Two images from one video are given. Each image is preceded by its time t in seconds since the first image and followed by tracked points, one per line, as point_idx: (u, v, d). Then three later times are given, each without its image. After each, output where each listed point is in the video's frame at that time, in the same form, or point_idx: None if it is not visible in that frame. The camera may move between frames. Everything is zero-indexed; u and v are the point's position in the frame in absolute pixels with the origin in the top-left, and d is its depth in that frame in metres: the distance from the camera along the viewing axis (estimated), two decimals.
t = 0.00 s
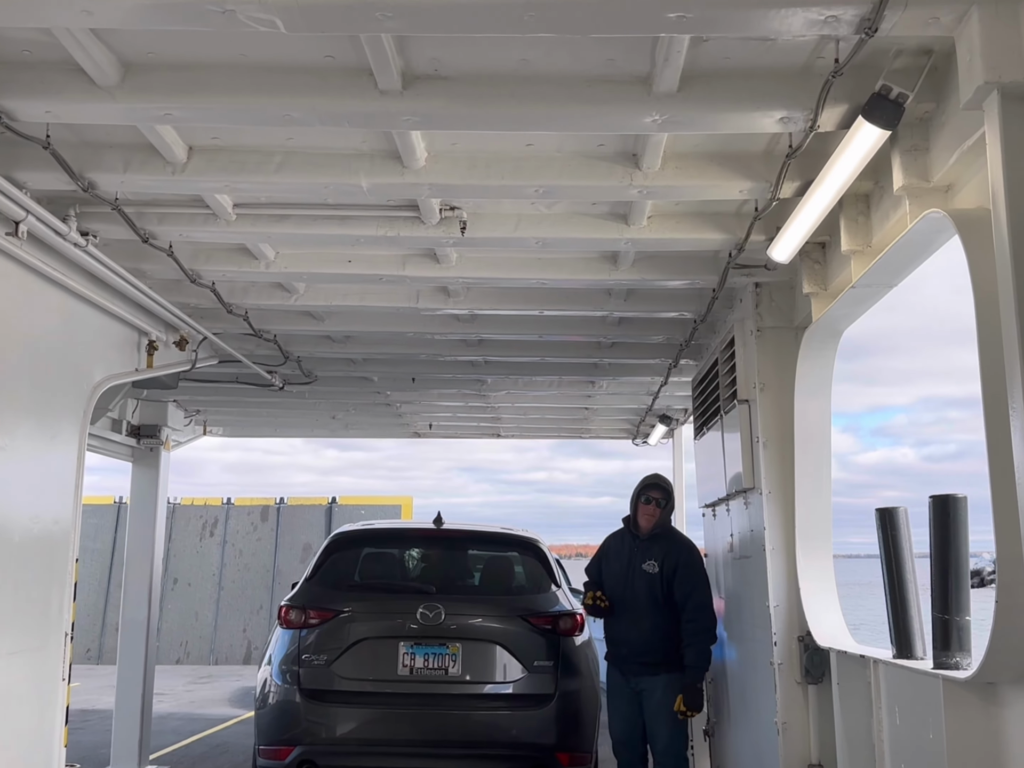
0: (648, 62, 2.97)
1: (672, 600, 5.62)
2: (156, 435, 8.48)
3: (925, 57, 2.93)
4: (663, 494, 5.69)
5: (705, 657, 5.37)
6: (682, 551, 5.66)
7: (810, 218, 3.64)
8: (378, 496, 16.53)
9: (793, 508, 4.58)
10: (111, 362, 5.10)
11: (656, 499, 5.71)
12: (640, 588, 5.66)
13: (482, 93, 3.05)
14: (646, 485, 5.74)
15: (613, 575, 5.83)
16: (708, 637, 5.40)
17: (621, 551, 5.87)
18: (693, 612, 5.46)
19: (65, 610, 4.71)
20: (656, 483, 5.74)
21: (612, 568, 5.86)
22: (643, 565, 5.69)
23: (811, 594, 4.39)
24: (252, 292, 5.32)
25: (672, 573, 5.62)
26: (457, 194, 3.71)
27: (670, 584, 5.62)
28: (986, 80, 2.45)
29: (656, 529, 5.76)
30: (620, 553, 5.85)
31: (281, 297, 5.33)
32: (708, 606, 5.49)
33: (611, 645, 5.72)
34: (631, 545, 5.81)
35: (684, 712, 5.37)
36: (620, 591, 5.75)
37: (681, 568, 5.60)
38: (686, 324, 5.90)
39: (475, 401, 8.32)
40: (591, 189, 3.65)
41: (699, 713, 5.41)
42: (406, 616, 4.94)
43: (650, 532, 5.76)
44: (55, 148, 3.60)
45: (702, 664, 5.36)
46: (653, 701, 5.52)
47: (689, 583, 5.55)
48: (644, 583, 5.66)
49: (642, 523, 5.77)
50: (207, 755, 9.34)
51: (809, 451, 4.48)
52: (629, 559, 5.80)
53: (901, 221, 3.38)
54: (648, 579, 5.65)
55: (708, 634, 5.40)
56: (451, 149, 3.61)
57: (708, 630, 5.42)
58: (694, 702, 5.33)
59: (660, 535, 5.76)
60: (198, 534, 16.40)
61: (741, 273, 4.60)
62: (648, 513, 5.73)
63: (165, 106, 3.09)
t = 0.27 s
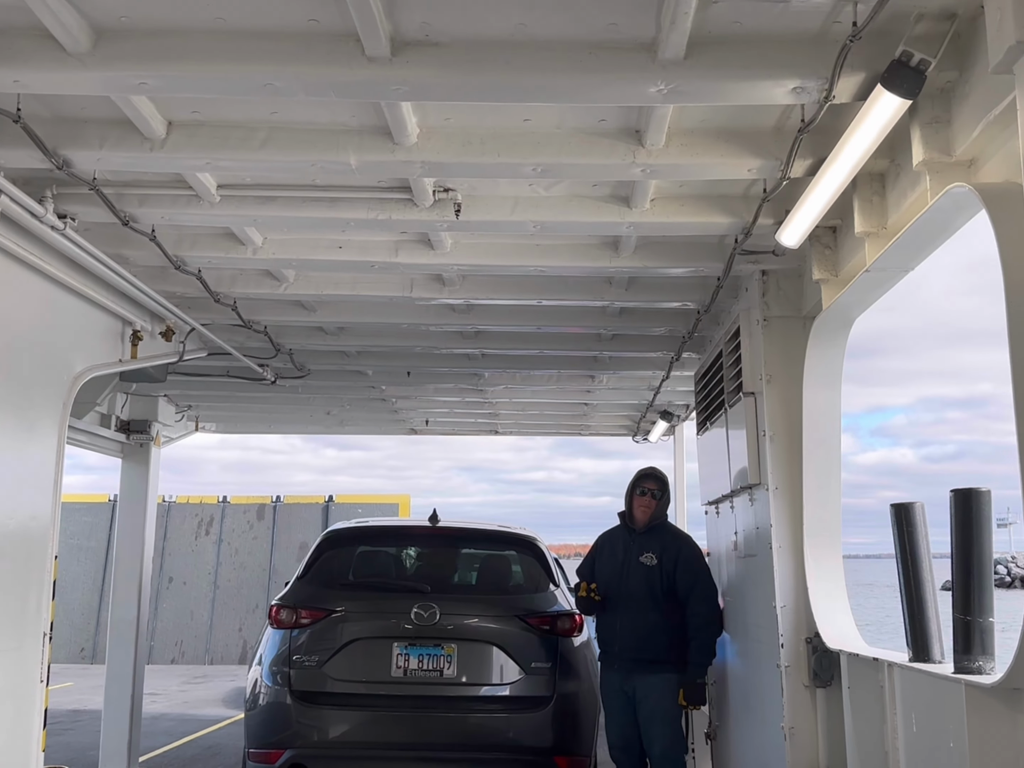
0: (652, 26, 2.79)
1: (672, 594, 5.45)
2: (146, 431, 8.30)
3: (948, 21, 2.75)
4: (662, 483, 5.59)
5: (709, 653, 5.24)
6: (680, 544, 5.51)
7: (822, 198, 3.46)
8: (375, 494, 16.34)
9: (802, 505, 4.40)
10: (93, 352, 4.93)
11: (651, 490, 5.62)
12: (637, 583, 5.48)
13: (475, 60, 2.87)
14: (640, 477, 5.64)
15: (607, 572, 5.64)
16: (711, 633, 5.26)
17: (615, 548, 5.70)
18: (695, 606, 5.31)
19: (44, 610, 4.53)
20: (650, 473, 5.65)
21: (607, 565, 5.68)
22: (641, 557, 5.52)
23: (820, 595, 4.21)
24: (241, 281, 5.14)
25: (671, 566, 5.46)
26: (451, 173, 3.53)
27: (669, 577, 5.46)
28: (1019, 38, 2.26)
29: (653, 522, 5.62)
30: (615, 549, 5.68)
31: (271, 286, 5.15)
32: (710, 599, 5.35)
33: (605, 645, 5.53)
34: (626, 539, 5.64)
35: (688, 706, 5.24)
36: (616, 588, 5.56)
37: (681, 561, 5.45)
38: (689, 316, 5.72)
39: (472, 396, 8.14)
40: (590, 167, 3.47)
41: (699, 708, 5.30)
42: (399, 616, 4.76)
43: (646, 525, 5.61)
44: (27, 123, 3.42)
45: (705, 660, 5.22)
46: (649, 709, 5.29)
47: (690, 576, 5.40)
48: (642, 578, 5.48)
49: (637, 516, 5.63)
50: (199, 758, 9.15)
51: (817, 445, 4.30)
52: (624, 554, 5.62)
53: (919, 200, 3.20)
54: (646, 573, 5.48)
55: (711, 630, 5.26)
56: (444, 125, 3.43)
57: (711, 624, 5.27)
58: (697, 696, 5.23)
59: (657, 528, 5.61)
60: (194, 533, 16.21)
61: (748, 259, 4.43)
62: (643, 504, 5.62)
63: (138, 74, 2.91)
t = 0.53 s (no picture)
0: None
1: (672, 593, 5.30)
2: (138, 426, 8.14)
3: None
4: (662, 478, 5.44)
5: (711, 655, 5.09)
6: (680, 541, 5.36)
7: (835, 180, 3.31)
8: (373, 492, 16.18)
9: (810, 501, 4.25)
10: (78, 342, 4.77)
11: (649, 486, 5.48)
12: (637, 581, 5.32)
13: (471, 29, 2.72)
14: (637, 473, 5.51)
15: (604, 570, 5.48)
16: (712, 633, 5.12)
17: (612, 546, 5.54)
18: (696, 606, 5.17)
19: (25, 610, 4.36)
20: (646, 470, 5.52)
21: (604, 563, 5.51)
22: (640, 554, 5.37)
23: (829, 593, 4.06)
24: (230, 269, 4.98)
25: (672, 564, 5.31)
26: (446, 152, 3.37)
27: (669, 575, 5.30)
28: None
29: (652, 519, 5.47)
30: (613, 547, 5.51)
31: (262, 275, 4.99)
32: (711, 598, 5.21)
33: (603, 645, 5.36)
34: (624, 537, 5.48)
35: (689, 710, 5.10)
36: (614, 586, 5.39)
37: (681, 559, 5.30)
38: (692, 308, 5.56)
39: (470, 391, 7.98)
40: (592, 146, 3.31)
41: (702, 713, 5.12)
42: (395, 615, 4.61)
43: (645, 522, 5.47)
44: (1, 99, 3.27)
45: (707, 662, 5.07)
46: (651, 712, 5.14)
47: (690, 574, 5.25)
48: (642, 576, 5.32)
49: (635, 513, 5.50)
50: (193, 758, 8.99)
51: (826, 439, 4.16)
52: (622, 552, 5.46)
53: (939, 178, 3.05)
54: (645, 571, 5.32)
55: (712, 630, 5.12)
56: (438, 101, 3.27)
57: (712, 625, 5.13)
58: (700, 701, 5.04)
59: (655, 525, 5.46)
60: (190, 531, 16.03)
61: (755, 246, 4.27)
62: (642, 501, 5.49)
63: (114, 43, 2.75)
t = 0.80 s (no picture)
0: None
1: (675, 592, 5.15)
2: (131, 421, 7.99)
3: None
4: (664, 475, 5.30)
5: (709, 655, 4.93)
6: (684, 539, 5.22)
7: (847, 161, 3.16)
8: (373, 490, 16.04)
9: (818, 497, 4.10)
10: (62, 334, 4.62)
11: (650, 482, 5.34)
12: (639, 580, 5.17)
13: None
14: (638, 469, 5.36)
15: (606, 568, 5.33)
16: (712, 633, 4.96)
17: (614, 543, 5.39)
18: (697, 605, 5.02)
19: (6, 613, 4.16)
20: (647, 465, 5.37)
21: (606, 561, 5.37)
22: (642, 552, 5.22)
23: (838, 593, 3.92)
24: (220, 259, 4.83)
25: (675, 562, 5.16)
26: (441, 133, 3.22)
27: (672, 574, 5.16)
28: None
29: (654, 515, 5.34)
30: (614, 544, 5.37)
31: (253, 265, 4.84)
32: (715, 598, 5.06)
33: (604, 645, 5.22)
34: (626, 535, 5.34)
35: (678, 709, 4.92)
36: (615, 585, 5.24)
37: (685, 557, 5.16)
38: (697, 299, 5.41)
39: (469, 386, 7.83)
40: (593, 126, 3.16)
41: (698, 713, 4.96)
42: (391, 615, 4.47)
43: (647, 519, 5.32)
44: None
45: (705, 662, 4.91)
46: (651, 713, 5.00)
47: (693, 573, 5.10)
48: (644, 575, 5.18)
49: (637, 509, 5.36)
50: (187, 760, 8.86)
51: (836, 433, 4.01)
52: (624, 550, 5.32)
53: (958, 158, 2.91)
54: (648, 569, 5.18)
55: (712, 630, 4.97)
56: (432, 79, 3.12)
57: (713, 624, 4.98)
58: (694, 701, 4.88)
59: (658, 522, 5.32)
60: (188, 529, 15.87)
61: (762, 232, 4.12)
62: (644, 497, 5.35)
63: (89, 13, 2.60)
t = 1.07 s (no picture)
0: None
1: (680, 592, 5.00)
2: (126, 417, 7.86)
3: None
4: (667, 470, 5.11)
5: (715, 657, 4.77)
6: (690, 537, 5.07)
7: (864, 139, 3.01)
8: (374, 487, 15.89)
9: (830, 492, 3.95)
10: (47, 324, 4.47)
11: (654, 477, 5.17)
12: (644, 579, 5.02)
13: None
14: (642, 464, 5.19)
15: (609, 566, 5.17)
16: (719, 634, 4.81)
17: (617, 541, 5.23)
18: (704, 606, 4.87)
19: None
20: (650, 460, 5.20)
21: (609, 558, 5.21)
22: (647, 550, 5.06)
23: (851, 592, 3.77)
24: (211, 247, 4.68)
25: (681, 561, 5.01)
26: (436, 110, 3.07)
27: (678, 573, 5.00)
28: None
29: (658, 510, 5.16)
30: (617, 542, 5.21)
31: (245, 253, 4.69)
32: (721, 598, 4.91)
33: (607, 645, 5.06)
34: (630, 532, 5.17)
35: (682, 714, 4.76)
36: (619, 583, 5.09)
37: (691, 556, 5.00)
38: (703, 289, 5.25)
39: (469, 380, 7.68)
40: (596, 101, 3.00)
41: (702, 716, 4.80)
42: (388, 613, 4.32)
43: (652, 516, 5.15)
44: None
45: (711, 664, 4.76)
46: (655, 716, 4.85)
47: (699, 572, 4.95)
48: (649, 573, 5.02)
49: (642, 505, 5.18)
50: (184, 760, 8.73)
51: (849, 426, 3.86)
52: (628, 547, 5.16)
53: (984, 133, 2.75)
54: (652, 568, 5.02)
55: (720, 631, 4.81)
56: (426, 52, 2.96)
57: (721, 626, 4.83)
58: (697, 704, 4.73)
59: (662, 519, 5.15)
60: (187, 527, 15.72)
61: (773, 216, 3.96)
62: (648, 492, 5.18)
63: None
